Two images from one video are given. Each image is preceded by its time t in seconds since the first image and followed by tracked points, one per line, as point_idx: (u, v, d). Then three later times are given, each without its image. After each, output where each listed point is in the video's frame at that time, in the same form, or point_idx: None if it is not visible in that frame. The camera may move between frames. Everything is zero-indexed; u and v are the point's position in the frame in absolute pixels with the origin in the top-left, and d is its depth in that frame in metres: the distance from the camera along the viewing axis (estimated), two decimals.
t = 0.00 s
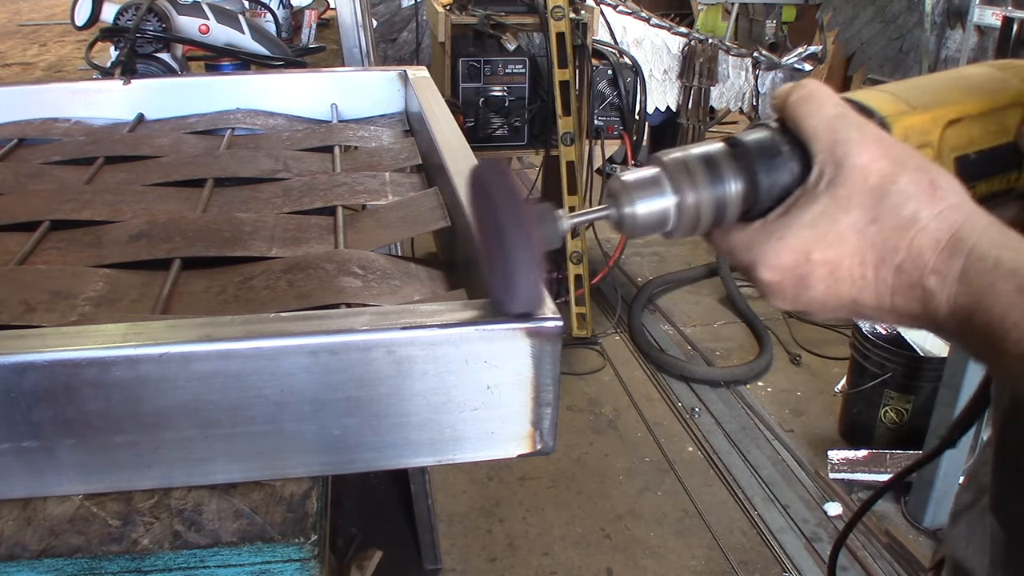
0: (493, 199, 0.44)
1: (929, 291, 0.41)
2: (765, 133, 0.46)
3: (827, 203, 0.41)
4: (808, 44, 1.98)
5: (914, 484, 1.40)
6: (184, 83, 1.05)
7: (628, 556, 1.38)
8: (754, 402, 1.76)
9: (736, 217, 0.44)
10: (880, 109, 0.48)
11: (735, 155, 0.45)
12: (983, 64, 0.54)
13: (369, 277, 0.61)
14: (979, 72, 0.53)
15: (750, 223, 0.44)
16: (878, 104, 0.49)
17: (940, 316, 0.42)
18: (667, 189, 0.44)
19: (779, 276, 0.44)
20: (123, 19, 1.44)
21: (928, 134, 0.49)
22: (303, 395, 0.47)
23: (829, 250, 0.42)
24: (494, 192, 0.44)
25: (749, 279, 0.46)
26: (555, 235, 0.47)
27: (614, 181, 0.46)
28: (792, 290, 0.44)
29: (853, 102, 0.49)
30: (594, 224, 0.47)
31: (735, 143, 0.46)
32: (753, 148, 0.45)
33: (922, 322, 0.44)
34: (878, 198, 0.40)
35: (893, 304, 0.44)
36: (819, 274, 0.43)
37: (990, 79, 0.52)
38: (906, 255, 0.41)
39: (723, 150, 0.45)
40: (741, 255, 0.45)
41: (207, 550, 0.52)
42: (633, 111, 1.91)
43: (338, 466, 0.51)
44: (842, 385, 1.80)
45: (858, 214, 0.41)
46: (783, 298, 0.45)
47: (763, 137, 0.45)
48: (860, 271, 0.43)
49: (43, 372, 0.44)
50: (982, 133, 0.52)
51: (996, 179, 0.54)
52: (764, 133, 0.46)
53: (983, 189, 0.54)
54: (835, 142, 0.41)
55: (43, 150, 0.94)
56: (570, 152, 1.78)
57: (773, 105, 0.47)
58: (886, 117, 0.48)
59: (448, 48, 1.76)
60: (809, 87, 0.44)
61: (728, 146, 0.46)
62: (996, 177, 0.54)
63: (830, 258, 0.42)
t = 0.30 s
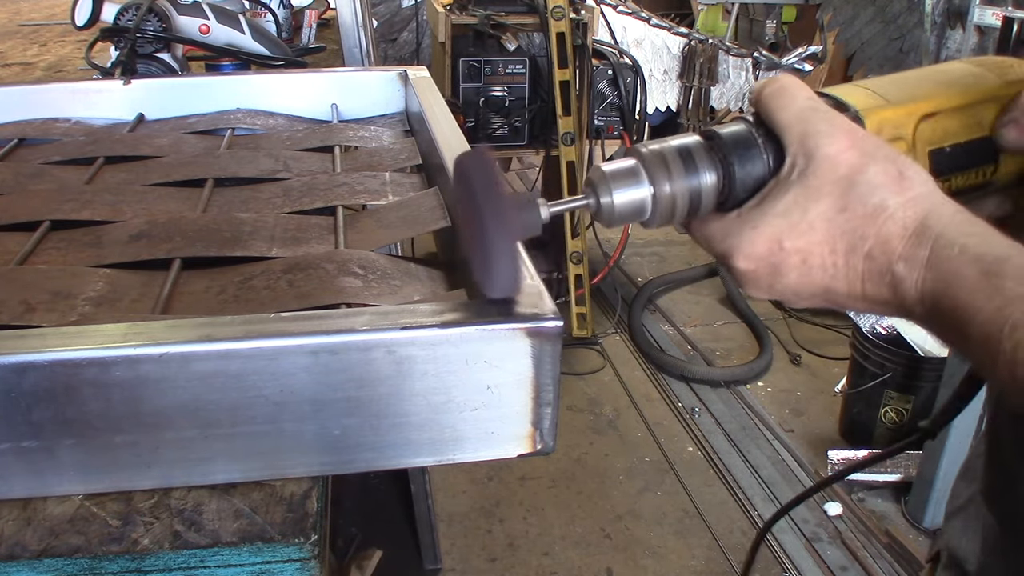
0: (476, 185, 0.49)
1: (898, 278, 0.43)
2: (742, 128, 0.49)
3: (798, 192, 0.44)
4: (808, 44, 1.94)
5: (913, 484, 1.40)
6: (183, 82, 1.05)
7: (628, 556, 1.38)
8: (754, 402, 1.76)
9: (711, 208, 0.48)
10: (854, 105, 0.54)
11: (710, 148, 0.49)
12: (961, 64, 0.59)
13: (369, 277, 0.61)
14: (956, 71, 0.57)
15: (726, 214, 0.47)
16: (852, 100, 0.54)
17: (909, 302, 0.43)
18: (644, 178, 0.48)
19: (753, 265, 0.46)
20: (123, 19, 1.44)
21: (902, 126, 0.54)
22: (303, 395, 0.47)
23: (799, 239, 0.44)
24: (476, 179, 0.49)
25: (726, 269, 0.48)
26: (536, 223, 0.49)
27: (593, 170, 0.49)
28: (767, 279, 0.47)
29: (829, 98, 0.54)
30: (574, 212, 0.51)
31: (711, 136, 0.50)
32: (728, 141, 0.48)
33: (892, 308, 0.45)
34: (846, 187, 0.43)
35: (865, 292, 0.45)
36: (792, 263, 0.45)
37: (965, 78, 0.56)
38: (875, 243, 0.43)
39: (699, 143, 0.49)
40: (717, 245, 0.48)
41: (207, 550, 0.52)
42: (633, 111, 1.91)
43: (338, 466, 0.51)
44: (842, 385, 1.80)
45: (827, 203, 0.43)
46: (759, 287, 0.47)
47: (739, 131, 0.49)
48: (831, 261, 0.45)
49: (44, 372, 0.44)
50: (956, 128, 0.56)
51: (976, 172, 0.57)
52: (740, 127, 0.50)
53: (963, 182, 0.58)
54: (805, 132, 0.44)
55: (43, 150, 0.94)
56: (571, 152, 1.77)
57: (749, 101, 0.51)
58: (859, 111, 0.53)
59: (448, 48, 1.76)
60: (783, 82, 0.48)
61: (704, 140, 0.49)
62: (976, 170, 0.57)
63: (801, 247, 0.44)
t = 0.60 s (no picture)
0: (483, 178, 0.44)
1: (898, 269, 0.42)
2: (746, 121, 0.48)
3: (801, 184, 0.43)
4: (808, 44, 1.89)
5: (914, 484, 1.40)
6: (181, 82, 1.05)
7: (628, 556, 1.38)
8: (754, 402, 1.76)
9: (715, 201, 0.47)
10: (855, 98, 0.52)
11: (715, 141, 0.47)
12: (965, 58, 0.58)
13: (369, 277, 0.61)
14: (960, 65, 0.56)
15: (731, 207, 0.47)
16: (854, 94, 0.53)
17: (908, 295, 0.42)
18: (648, 172, 0.46)
19: (755, 257, 0.46)
20: (124, 19, 1.44)
21: (904, 120, 0.53)
22: (303, 395, 0.47)
23: (802, 230, 0.44)
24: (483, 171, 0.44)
25: (728, 259, 0.48)
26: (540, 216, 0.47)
27: (600, 165, 0.48)
28: (769, 270, 0.47)
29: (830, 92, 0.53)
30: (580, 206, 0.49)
31: (716, 130, 0.48)
32: (732, 134, 0.47)
33: (892, 299, 0.44)
34: (846, 179, 0.42)
35: (865, 283, 0.45)
36: (793, 255, 0.45)
37: (970, 70, 0.55)
38: (875, 234, 0.43)
39: (704, 136, 0.48)
40: (720, 238, 0.47)
41: (207, 550, 0.52)
42: (633, 111, 1.91)
43: (339, 466, 0.51)
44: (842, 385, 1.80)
45: (828, 194, 0.43)
46: (761, 279, 0.48)
47: (743, 124, 0.48)
48: (832, 252, 0.44)
49: (44, 372, 0.44)
50: (958, 122, 0.55)
51: (976, 168, 0.56)
52: (745, 121, 0.48)
53: (961, 178, 0.57)
54: (808, 126, 0.43)
55: (44, 150, 0.94)
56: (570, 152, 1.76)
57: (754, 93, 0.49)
58: (859, 105, 0.52)
59: (448, 48, 1.76)
60: (786, 75, 0.47)
61: (709, 134, 0.48)
62: (976, 166, 0.56)
63: (803, 238, 0.44)
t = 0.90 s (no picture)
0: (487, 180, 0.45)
1: (898, 267, 0.42)
2: (746, 121, 0.48)
3: (801, 183, 0.43)
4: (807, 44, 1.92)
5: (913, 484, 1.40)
6: (183, 83, 1.05)
7: (628, 556, 1.38)
8: (755, 402, 1.76)
9: (716, 200, 0.47)
10: (857, 99, 0.53)
11: (716, 142, 0.48)
12: (974, 60, 0.58)
13: (369, 277, 0.61)
14: (966, 66, 0.56)
15: (731, 205, 0.47)
16: (856, 94, 0.54)
17: (909, 293, 0.43)
18: (649, 172, 0.47)
19: (757, 255, 0.46)
20: (123, 19, 1.45)
21: (905, 121, 0.53)
22: (303, 395, 0.47)
23: (803, 229, 0.44)
24: (487, 173, 0.45)
25: (728, 258, 0.49)
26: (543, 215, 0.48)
27: (602, 164, 0.49)
28: (771, 268, 0.47)
29: (833, 93, 0.54)
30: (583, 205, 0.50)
31: (717, 130, 0.49)
32: (733, 134, 0.47)
33: (893, 298, 0.44)
34: (847, 179, 0.42)
35: (866, 283, 0.45)
36: (795, 254, 0.45)
37: (975, 72, 0.55)
38: (877, 232, 0.43)
39: (705, 137, 0.48)
40: (722, 237, 0.48)
41: (207, 550, 0.52)
42: (633, 111, 1.91)
43: (339, 466, 0.51)
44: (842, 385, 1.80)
45: (829, 194, 0.43)
46: (763, 277, 0.48)
47: (744, 124, 0.48)
48: (833, 251, 0.45)
49: (44, 372, 0.44)
50: (959, 123, 0.55)
51: (979, 169, 0.56)
52: (745, 121, 0.48)
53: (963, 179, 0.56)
54: (809, 126, 0.44)
55: (43, 150, 0.94)
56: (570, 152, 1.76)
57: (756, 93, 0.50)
58: (861, 105, 0.53)
59: (448, 48, 1.76)
60: (786, 75, 0.48)
61: (710, 134, 0.49)
62: (979, 167, 0.56)
63: (804, 237, 0.44)
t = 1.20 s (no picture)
0: (487, 177, 0.44)
1: (897, 266, 0.43)
2: (746, 122, 0.49)
3: (801, 182, 0.44)
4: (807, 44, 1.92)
5: (915, 484, 1.40)
6: (183, 83, 1.05)
7: (628, 556, 1.38)
8: (755, 402, 1.76)
9: (715, 201, 0.47)
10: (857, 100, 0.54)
11: (716, 142, 0.48)
12: (970, 61, 0.58)
13: (369, 277, 0.61)
14: (963, 67, 0.57)
15: (730, 206, 0.47)
16: (856, 95, 0.54)
17: (907, 293, 0.43)
18: (649, 171, 0.46)
19: (756, 254, 0.46)
20: (123, 19, 1.45)
21: (904, 121, 0.54)
22: (303, 395, 0.47)
23: (802, 228, 0.44)
24: (487, 170, 0.44)
25: (729, 258, 0.49)
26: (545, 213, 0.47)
27: (602, 163, 0.48)
28: (769, 267, 0.47)
29: (833, 93, 0.54)
30: (581, 204, 0.50)
31: (717, 130, 0.49)
32: (733, 135, 0.47)
33: (892, 297, 0.44)
34: (846, 177, 0.43)
35: (864, 280, 0.45)
36: (793, 253, 0.45)
37: (973, 73, 0.55)
38: (875, 231, 0.43)
39: (705, 136, 0.48)
40: (722, 236, 0.48)
41: (207, 550, 0.52)
42: (633, 111, 1.91)
43: (338, 466, 0.51)
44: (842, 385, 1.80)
45: (828, 192, 0.43)
46: (762, 276, 0.48)
47: (744, 125, 0.48)
48: (832, 248, 0.45)
49: (43, 372, 0.44)
50: (958, 122, 0.55)
51: (977, 168, 0.57)
52: (745, 122, 0.49)
53: (961, 178, 0.57)
54: (808, 125, 0.44)
55: (43, 150, 0.94)
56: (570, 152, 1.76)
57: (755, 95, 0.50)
58: (861, 106, 0.53)
59: (448, 48, 1.76)
60: (786, 76, 0.48)
61: (710, 134, 0.49)
62: (977, 166, 0.56)
63: (802, 236, 0.44)
